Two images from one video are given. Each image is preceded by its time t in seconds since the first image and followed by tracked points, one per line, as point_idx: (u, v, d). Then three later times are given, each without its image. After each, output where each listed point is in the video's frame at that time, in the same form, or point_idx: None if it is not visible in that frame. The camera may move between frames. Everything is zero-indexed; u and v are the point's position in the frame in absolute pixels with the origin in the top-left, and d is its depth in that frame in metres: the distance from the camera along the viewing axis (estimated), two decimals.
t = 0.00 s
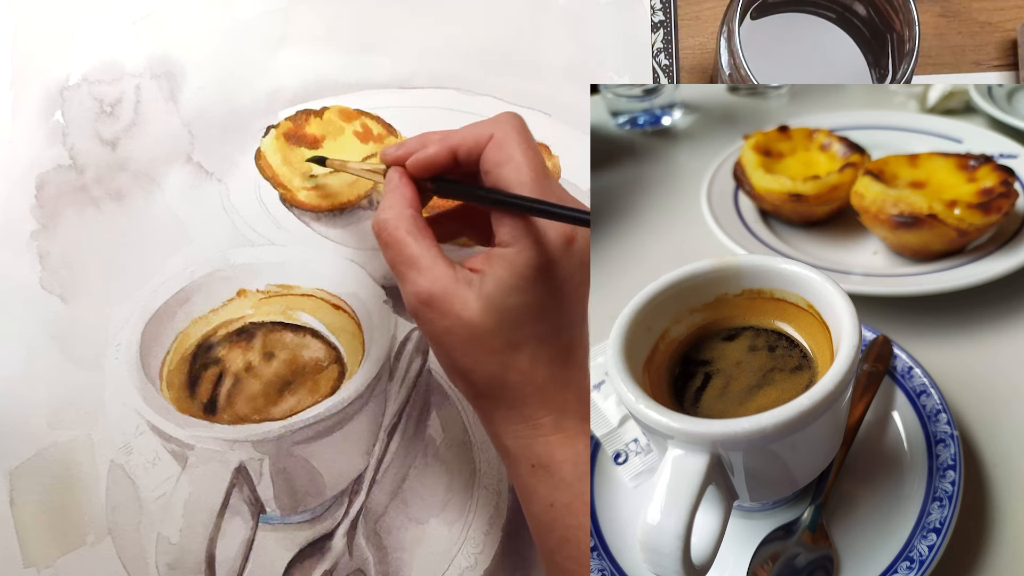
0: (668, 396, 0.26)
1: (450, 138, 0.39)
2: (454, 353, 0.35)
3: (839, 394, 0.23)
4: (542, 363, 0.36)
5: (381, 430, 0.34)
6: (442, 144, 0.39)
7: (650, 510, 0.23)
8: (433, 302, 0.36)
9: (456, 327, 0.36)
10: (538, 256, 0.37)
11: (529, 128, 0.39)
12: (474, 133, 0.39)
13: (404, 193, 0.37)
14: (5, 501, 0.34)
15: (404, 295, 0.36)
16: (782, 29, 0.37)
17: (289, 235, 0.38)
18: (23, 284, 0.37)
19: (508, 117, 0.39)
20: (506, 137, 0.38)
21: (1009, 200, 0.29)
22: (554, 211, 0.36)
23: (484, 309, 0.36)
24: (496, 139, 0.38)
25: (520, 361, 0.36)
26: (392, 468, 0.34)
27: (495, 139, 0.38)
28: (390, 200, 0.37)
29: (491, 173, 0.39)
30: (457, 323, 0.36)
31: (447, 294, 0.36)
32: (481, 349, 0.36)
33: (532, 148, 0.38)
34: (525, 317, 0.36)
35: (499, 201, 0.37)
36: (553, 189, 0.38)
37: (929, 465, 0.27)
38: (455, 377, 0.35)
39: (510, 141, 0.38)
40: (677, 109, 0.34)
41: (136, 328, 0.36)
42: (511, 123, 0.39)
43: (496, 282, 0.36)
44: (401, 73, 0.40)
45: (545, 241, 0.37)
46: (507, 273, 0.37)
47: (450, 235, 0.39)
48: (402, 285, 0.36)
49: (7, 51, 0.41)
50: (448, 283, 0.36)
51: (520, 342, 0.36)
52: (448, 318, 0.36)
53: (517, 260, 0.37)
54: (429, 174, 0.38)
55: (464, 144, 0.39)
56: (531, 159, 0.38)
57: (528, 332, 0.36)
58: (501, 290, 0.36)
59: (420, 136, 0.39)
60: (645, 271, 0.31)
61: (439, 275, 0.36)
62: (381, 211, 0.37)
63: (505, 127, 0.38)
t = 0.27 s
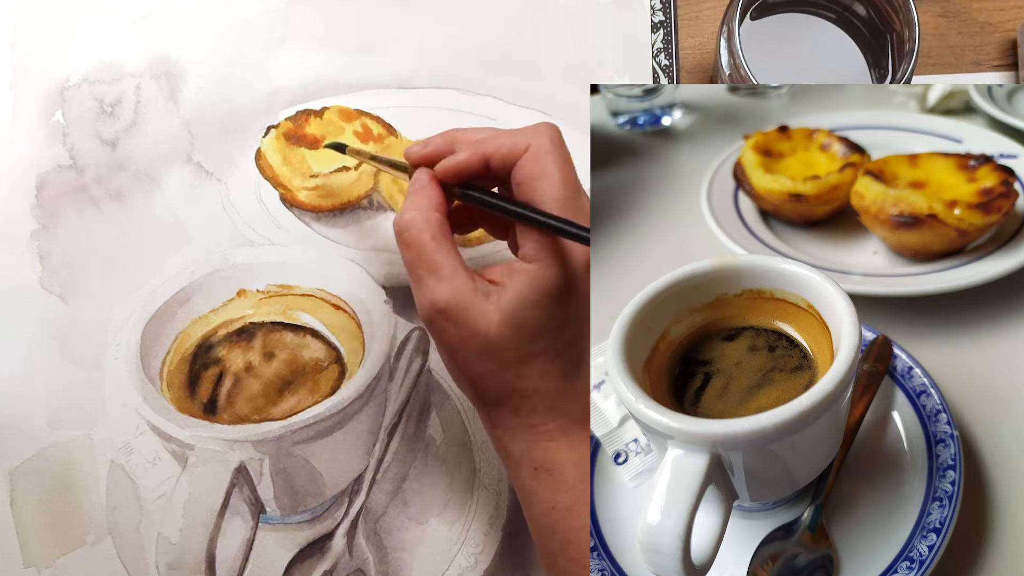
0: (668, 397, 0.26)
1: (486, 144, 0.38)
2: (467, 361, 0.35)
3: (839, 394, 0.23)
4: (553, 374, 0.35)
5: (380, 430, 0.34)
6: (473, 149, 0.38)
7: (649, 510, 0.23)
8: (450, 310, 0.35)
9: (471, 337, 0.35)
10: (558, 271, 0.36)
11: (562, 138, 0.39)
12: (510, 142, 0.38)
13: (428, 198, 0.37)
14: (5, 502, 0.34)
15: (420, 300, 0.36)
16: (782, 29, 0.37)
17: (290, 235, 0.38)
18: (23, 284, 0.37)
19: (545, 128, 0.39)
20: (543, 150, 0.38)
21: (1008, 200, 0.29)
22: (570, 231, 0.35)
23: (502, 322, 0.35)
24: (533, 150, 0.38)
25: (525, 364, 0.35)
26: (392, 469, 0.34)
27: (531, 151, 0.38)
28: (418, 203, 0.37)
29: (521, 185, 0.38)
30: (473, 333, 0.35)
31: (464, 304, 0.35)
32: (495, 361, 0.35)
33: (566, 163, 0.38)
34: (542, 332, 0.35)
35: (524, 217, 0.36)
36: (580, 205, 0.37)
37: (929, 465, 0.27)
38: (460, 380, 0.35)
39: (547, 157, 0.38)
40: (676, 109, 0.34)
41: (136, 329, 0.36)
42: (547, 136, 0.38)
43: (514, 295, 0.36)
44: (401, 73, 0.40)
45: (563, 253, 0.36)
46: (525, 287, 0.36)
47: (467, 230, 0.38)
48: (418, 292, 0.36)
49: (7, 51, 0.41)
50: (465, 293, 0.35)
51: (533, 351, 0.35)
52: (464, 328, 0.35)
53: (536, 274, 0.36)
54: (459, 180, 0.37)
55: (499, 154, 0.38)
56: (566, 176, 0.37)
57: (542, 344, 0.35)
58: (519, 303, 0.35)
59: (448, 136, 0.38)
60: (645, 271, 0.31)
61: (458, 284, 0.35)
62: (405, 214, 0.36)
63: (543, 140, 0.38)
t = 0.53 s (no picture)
0: (668, 397, 0.26)
1: (469, 134, 0.38)
2: (463, 359, 0.35)
3: (839, 394, 0.23)
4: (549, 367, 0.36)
5: (380, 430, 0.34)
6: (458, 139, 0.38)
7: (650, 510, 0.23)
8: (446, 310, 0.34)
9: (468, 335, 0.34)
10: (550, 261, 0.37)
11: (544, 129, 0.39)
12: (492, 133, 0.38)
13: (417, 194, 0.36)
14: (5, 501, 0.34)
15: (416, 300, 0.35)
16: (782, 29, 0.37)
17: (290, 235, 0.38)
18: (23, 284, 0.37)
19: (526, 121, 0.38)
20: (524, 142, 0.38)
21: (1008, 200, 0.29)
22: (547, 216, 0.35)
23: (497, 316, 0.35)
24: (514, 142, 0.38)
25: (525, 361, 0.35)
26: (392, 468, 0.34)
27: (512, 142, 0.38)
28: (409, 202, 0.36)
29: (504, 176, 0.39)
30: (470, 331, 0.34)
31: (460, 302, 0.34)
32: (491, 355, 0.35)
33: (548, 154, 0.38)
34: (539, 322, 0.36)
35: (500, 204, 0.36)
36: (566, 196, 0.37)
37: (929, 465, 0.27)
38: (460, 380, 0.35)
39: (528, 148, 0.38)
40: (676, 109, 0.34)
41: (136, 329, 0.36)
42: (528, 127, 0.38)
43: (509, 287, 0.35)
44: (401, 73, 0.40)
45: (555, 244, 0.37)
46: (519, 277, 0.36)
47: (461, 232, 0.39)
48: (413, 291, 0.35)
49: (7, 51, 0.41)
50: (461, 291, 0.34)
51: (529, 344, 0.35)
52: (460, 325, 0.34)
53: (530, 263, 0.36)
54: (441, 169, 0.37)
55: (480, 143, 0.38)
56: (549, 166, 0.38)
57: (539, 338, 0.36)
58: (514, 295, 0.35)
59: (438, 128, 0.39)
60: (645, 271, 0.31)
61: (455, 282, 0.35)
62: (399, 213, 0.36)
63: (523, 132, 0.38)
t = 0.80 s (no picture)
0: (668, 396, 0.26)
1: (446, 145, 0.37)
2: (456, 356, 0.35)
3: (839, 394, 0.23)
4: (544, 364, 0.35)
5: (381, 430, 0.34)
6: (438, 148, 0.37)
7: (650, 510, 0.23)
8: (437, 305, 0.35)
9: (460, 330, 0.35)
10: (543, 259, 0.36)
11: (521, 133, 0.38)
12: (469, 140, 0.37)
13: (400, 193, 0.36)
14: (5, 502, 0.34)
15: (409, 298, 0.35)
16: (783, 29, 0.37)
17: (289, 235, 0.38)
18: (23, 284, 0.37)
19: (502, 124, 0.38)
20: (502, 145, 0.37)
21: (1008, 200, 0.29)
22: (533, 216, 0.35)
23: (488, 310, 0.35)
24: (492, 147, 0.37)
25: (525, 363, 0.35)
26: (392, 468, 0.34)
27: (491, 147, 0.37)
28: (391, 204, 0.36)
29: (487, 182, 0.38)
30: (461, 326, 0.34)
31: (450, 296, 0.34)
32: (483, 351, 0.35)
33: (528, 154, 0.37)
34: (531, 317, 0.35)
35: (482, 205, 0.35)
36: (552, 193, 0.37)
37: (929, 465, 0.27)
38: (459, 380, 0.35)
39: (508, 149, 0.37)
40: (677, 109, 0.34)
41: (136, 329, 0.36)
42: (506, 129, 0.38)
43: (500, 281, 0.35)
44: (401, 73, 0.40)
45: (549, 244, 0.36)
46: (510, 271, 0.35)
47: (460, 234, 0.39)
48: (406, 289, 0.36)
49: (7, 51, 0.41)
50: (450, 286, 0.35)
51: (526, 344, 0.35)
52: (451, 320, 0.35)
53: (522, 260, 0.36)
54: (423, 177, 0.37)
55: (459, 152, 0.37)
56: (530, 167, 0.37)
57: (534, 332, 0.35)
58: (505, 288, 0.35)
59: (420, 140, 0.38)
60: (645, 271, 0.31)
61: (443, 276, 0.35)
62: (383, 218, 0.36)
63: (500, 135, 0.37)
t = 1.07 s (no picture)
0: (668, 397, 0.26)
1: (474, 149, 0.38)
2: (463, 356, 0.35)
3: (839, 394, 0.23)
4: (549, 372, 0.36)
5: (380, 430, 0.34)
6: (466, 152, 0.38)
7: (649, 510, 0.23)
8: (445, 305, 0.35)
9: (467, 331, 0.35)
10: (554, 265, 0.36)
11: (552, 142, 0.39)
12: (497, 146, 0.38)
13: (419, 193, 0.36)
14: (5, 502, 0.34)
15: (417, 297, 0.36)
16: (783, 29, 0.37)
17: (289, 235, 0.38)
18: (23, 284, 0.37)
19: (533, 131, 0.38)
20: (530, 152, 0.38)
21: (1008, 200, 0.29)
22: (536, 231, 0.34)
23: (496, 315, 0.35)
24: (519, 153, 0.38)
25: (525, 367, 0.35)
26: (392, 468, 0.34)
27: (518, 153, 0.38)
28: (410, 200, 0.36)
29: (513, 188, 0.38)
30: (469, 328, 0.35)
31: (460, 298, 0.35)
32: (491, 353, 0.35)
33: (555, 163, 0.38)
34: (540, 327, 0.36)
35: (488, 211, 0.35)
36: (570, 202, 0.37)
37: (929, 465, 0.27)
38: (460, 379, 0.35)
39: (535, 157, 0.37)
40: (677, 109, 0.34)
41: (136, 329, 0.36)
42: (535, 138, 0.38)
43: (510, 287, 0.36)
44: (401, 73, 0.40)
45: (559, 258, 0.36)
46: (521, 279, 0.36)
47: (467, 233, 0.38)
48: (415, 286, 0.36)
49: (7, 51, 0.41)
50: (461, 288, 0.35)
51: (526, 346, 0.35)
52: (460, 322, 0.35)
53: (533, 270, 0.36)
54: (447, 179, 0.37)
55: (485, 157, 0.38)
56: (555, 176, 0.37)
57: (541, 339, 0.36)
58: (515, 295, 0.35)
59: (449, 140, 0.39)
60: (645, 271, 0.31)
61: (454, 278, 0.35)
62: (397, 213, 0.36)
63: (528, 142, 0.38)
